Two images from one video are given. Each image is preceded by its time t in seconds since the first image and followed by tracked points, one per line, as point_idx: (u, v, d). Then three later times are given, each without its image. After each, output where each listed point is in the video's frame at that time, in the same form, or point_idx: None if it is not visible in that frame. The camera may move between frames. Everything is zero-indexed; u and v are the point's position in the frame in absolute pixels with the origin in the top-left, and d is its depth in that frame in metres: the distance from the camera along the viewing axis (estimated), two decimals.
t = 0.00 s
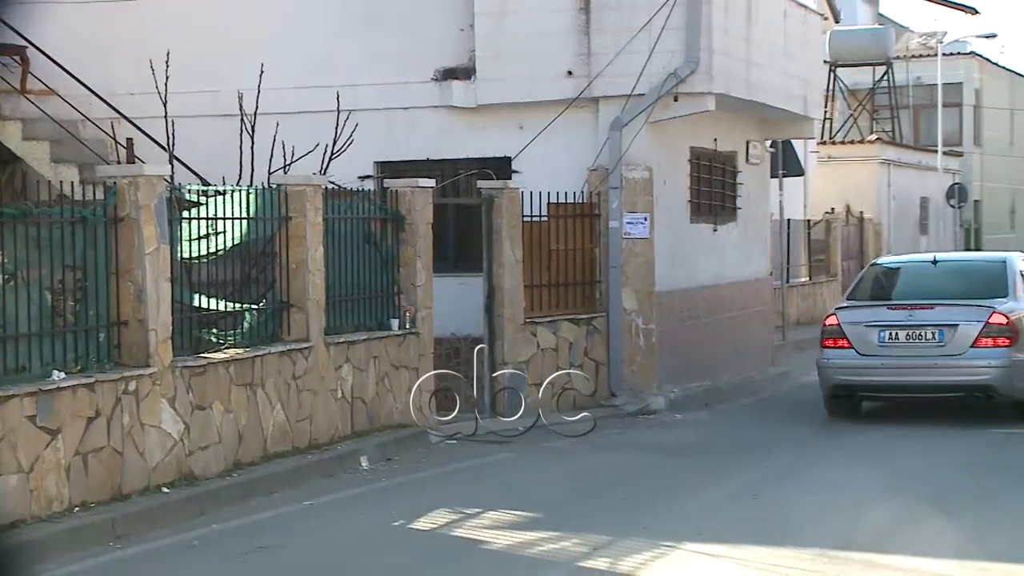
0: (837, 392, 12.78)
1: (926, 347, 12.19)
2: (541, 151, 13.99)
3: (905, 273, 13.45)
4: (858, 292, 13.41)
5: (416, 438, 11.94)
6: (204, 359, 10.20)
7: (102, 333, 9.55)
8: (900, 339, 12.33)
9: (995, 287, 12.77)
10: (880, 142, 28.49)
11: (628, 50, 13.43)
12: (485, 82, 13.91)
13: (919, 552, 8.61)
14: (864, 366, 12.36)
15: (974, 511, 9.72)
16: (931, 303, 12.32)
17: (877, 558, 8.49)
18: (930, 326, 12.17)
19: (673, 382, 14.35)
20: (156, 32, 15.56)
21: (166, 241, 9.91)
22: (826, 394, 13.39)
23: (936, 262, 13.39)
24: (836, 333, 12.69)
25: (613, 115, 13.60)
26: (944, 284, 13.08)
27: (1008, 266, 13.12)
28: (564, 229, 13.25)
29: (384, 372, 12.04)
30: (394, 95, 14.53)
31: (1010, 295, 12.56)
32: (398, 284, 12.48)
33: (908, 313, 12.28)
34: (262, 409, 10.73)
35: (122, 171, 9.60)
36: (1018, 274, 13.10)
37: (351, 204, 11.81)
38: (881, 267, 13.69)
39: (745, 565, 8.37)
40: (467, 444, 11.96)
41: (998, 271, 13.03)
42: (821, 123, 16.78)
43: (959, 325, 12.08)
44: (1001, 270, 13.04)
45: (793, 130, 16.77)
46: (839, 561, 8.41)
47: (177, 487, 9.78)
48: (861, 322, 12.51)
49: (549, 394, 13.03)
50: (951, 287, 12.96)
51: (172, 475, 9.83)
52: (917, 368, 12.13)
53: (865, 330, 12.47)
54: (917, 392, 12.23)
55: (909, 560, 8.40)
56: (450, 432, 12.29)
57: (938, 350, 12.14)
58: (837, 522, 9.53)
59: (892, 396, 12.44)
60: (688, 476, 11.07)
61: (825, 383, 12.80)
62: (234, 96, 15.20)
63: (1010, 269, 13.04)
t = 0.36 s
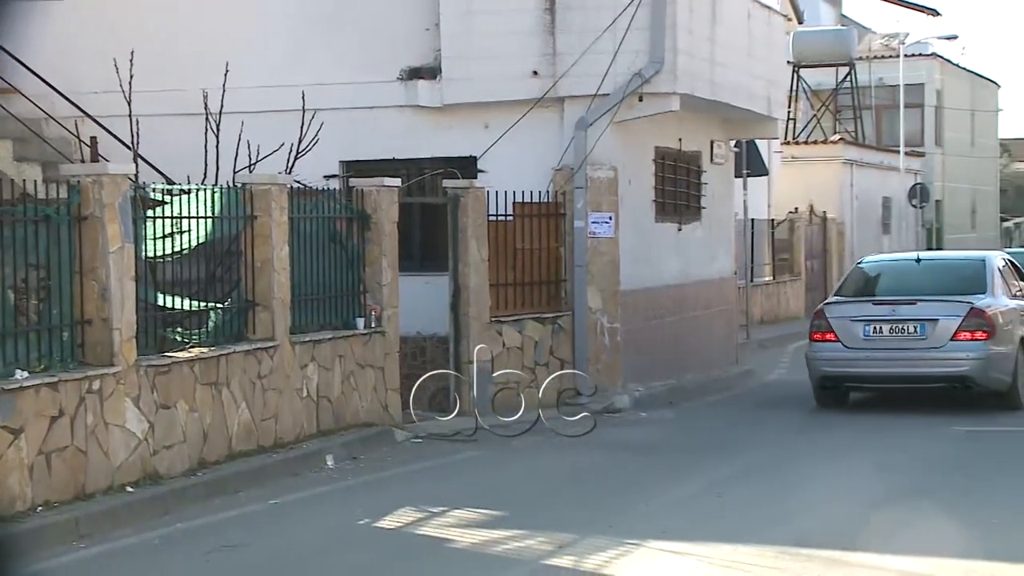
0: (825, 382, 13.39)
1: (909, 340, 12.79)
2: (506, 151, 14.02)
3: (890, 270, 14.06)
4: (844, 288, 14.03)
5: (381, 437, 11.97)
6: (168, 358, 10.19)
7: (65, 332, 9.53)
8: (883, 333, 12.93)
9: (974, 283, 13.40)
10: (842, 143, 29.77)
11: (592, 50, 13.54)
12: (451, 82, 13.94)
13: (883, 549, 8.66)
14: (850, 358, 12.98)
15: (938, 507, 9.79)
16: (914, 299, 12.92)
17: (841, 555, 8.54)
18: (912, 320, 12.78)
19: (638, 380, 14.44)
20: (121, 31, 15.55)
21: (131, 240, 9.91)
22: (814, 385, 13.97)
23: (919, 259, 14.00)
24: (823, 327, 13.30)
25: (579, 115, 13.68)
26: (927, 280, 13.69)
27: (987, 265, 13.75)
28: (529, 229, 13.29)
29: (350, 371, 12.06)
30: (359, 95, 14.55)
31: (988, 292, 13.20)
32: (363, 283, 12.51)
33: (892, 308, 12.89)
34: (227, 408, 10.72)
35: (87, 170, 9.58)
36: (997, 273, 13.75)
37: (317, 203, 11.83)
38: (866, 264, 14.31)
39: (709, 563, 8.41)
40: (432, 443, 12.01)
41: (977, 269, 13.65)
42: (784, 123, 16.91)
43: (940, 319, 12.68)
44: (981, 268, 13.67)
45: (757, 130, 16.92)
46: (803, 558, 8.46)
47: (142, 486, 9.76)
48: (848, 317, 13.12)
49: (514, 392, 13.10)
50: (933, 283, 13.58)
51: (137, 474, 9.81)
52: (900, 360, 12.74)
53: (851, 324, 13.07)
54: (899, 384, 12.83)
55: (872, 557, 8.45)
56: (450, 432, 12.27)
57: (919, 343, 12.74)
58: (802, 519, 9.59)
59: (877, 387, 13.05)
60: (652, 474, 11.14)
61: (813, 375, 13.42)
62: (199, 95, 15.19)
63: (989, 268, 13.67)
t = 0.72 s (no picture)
0: (812, 373, 14.23)
1: (890, 333, 13.62)
2: (468, 150, 14.08)
3: (874, 268, 14.90)
4: (830, 284, 14.89)
5: (344, 436, 12.00)
6: (130, 357, 10.15)
7: (26, 331, 9.48)
8: (867, 326, 13.76)
9: (952, 280, 14.27)
10: (807, 141, 30.60)
11: (556, 50, 13.62)
12: (415, 81, 13.98)
13: (844, 546, 8.71)
14: (836, 350, 13.81)
15: (900, 504, 9.86)
16: (895, 294, 13.74)
17: (802, 552, 8.57)
18: (893, 315, 13.61)
19: (600, 379, 14.54)
20: (83, 31, 15.56)
21: (92, 239, 9.87)
22: (801, 376, 14.73)
23: (900, 257, 14.87)
24: (810, 321, 14.12)
25: (542, 115, 13.76)
26: (908, 276, 14.56)
27: (963, 264, 14.58)
28: (493, 228, 13.35)
29: (313, 370, 12.09)
30: (323, 95, 14.58)
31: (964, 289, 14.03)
32: (327, 282, 12.55)
33: (873, 304, 13.73)
34: (190, 406, 10.70)
35: (48, 169, 9.55)
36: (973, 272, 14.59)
37: (280, 202, 11.86)
38: (850, 262, 15.17)
39: (670, 560, 8.44)
40: (395, 442, 12.05)
41: (955, 266, 14.53)
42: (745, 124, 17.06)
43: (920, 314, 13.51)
44: (959, 266, 14.54)
45: (719, 130, 17.08)
46: (765, 555, 8.49)
47: (103, 485, 9.71)
48: (833, 312, 13.94)
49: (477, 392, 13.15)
50: (914, 280, 14.44)
51: (98, 473, 9.76)
52: (882, 352, 13.56)
53: (836, 319, 13.90)
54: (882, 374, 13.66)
55: (834, 554, 8.49)
56: (450, 431, 12.35)
57: (900, 336, 13.58)
58: (764, 517, 9.65)
59: (861, 377, 13.87)
60: (613, 471, 11.21)
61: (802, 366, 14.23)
62: (162, 93, 15.21)
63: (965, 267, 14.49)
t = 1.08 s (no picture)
0: (803, 365, 14.73)
1: (877, 328, 14.10)
2: (437, 150, 14.13)
3: (861, 263, 15.34)
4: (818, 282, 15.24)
5: (312, 436, 11.97)
6: (97, 356, 10.01)
7: None
8: (855, 321, 14.24)
9: (937, 276, 14.63)
10: (773, 142, 31.94)
11: (524, 50, 13.64)
12: (384, 81, 14.01)
13: (816, 544, 8.64)
14: (826, 343, 14.31)
15: (871, 503, 9.84)
16: (882, 290, 14.23)
17: (773, 550, 8.50)
18: (881, 310, 14.09)
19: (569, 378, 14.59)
20: (48, 29, 15.55)
21: (58, 238, 9.74)
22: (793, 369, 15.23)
23: (887, 256, 15.25)
24: (802, 316, 14.60)
25: (511, 114, 13.80)
26: (893, 274, 14.91)
27: (948, 259, 15.02)
28: (462, 228, 13.38)
29: (281, 369, 12.09)
30: (290, 93, 14.59)
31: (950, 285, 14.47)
32: (295, 281, 12.56)
33: (861, 299, 14.21)
34: (157, 406, 10.59)
35: (14, 166, 9.43)
36: (958, 268, 15.04)
37: (248, 201, 11.85)
38: (838, 261, 15.54)
39: (640, 559, 8.31)
40: (363, 442, 12.03)
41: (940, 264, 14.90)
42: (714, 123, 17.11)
43: (906, 309, 14.00)
44: (944, 262, 14.98)
45: (688, 130, 17.13)
46: (735, 553, 8.41)
47: (70, 486, 9.49)
48: (823, 307, 14.43)
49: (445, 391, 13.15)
50: (899, 276, 14.80)
51: (65, 474, 9.55)
52: (870, 345, 14.05)
53: (825, 314, 14.39)
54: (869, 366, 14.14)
55: (805, 552, 8.43)
56: (450, 431, 12.41)
57: (887, 331, 14.06)
58: (735, 516, 9.59)
59: (850, 369, 14.36)
60: (580, 471, 11.21)
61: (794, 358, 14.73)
62: (127, 92, 15.22)
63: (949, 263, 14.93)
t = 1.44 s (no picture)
0: (803, 360, 15.26)
1: (874, 325, 14.63)
2: (415, 151, 14.13)
3: (859, 264, 15.87)
4: (816, 282, 15.77)
5: (290, 436, 11.97)
6: (74, 357, 9.92)
7: None
8: (854, 318, 14.79)
9: (930, 276, 15.14)
10: (751, 143, 31.94)
11: (503, 50, 13.67)
12: (363, 81, 14.01)
13: (795, 544, 8.66)
14: (826, 340, 14.83)
15: (850, 503, 9.87)
16: (880, 289, 14.76)
17: (752, 550, 8.51)
18: (878, 308, 14.62)
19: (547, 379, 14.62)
20: (25, 29, 15.53)
21: (35, 238, 9.66)
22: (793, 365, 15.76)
23: (883, 257, 15.78)
24: (802, 314, 15.14)
25: (490, 115, 13.82)
26: (889, 274, 15.43)
27: (941, 260, 15.54)
28: (441, 228, 13.40)
29: (260, 370, 12.09)
30: (269, 93, 14.60)
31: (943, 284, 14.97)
32: (273, 281, 12.57)
33: (858, 298, 14.75)
34: (135, 407, 10.53)
35: None
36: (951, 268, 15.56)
37: (226, 201, 11.85)
38: (837, 262, 16.07)
39: (619, 560, 8.30)
40: (342, 442, 12.04)
41: (934, 265, 15.41)
42: (693, 124, 17.15)
43: (902, 306, 14.54)
44: (938, 262, 15.50)
45: (668, 130, 17.14)
46: (715, 554, 8.41)
47: (47, 486, 9.39)
48: (822, 304, 14.97)
49: (424, 392, 13.17)
50: (894, 277, 15.30)
51: (42, 475, 9.45)
52: (867, 341, 14.58)
53: (825, 312, 14.92)
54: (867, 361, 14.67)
55: (784, 552, 8.43)
56: (450, 431, 12.50)
57: (884, 327, 14.60)
58: (714, 515, 9.62)
59: (848, 364, 14.88)
60: (559, 471, 11.22)
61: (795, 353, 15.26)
62: (104, 92, 15.21)
63: (942, 263, 15.45)
